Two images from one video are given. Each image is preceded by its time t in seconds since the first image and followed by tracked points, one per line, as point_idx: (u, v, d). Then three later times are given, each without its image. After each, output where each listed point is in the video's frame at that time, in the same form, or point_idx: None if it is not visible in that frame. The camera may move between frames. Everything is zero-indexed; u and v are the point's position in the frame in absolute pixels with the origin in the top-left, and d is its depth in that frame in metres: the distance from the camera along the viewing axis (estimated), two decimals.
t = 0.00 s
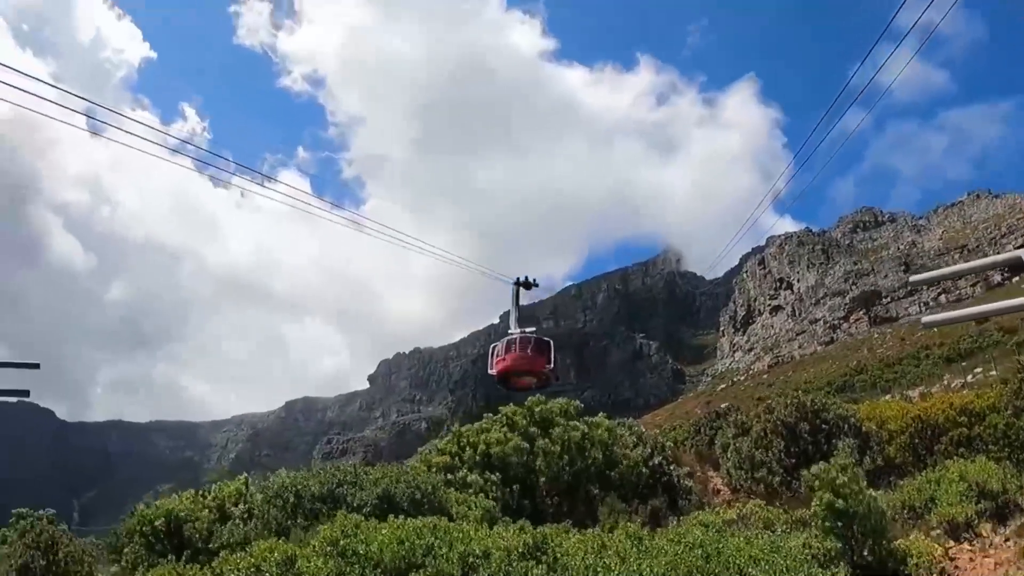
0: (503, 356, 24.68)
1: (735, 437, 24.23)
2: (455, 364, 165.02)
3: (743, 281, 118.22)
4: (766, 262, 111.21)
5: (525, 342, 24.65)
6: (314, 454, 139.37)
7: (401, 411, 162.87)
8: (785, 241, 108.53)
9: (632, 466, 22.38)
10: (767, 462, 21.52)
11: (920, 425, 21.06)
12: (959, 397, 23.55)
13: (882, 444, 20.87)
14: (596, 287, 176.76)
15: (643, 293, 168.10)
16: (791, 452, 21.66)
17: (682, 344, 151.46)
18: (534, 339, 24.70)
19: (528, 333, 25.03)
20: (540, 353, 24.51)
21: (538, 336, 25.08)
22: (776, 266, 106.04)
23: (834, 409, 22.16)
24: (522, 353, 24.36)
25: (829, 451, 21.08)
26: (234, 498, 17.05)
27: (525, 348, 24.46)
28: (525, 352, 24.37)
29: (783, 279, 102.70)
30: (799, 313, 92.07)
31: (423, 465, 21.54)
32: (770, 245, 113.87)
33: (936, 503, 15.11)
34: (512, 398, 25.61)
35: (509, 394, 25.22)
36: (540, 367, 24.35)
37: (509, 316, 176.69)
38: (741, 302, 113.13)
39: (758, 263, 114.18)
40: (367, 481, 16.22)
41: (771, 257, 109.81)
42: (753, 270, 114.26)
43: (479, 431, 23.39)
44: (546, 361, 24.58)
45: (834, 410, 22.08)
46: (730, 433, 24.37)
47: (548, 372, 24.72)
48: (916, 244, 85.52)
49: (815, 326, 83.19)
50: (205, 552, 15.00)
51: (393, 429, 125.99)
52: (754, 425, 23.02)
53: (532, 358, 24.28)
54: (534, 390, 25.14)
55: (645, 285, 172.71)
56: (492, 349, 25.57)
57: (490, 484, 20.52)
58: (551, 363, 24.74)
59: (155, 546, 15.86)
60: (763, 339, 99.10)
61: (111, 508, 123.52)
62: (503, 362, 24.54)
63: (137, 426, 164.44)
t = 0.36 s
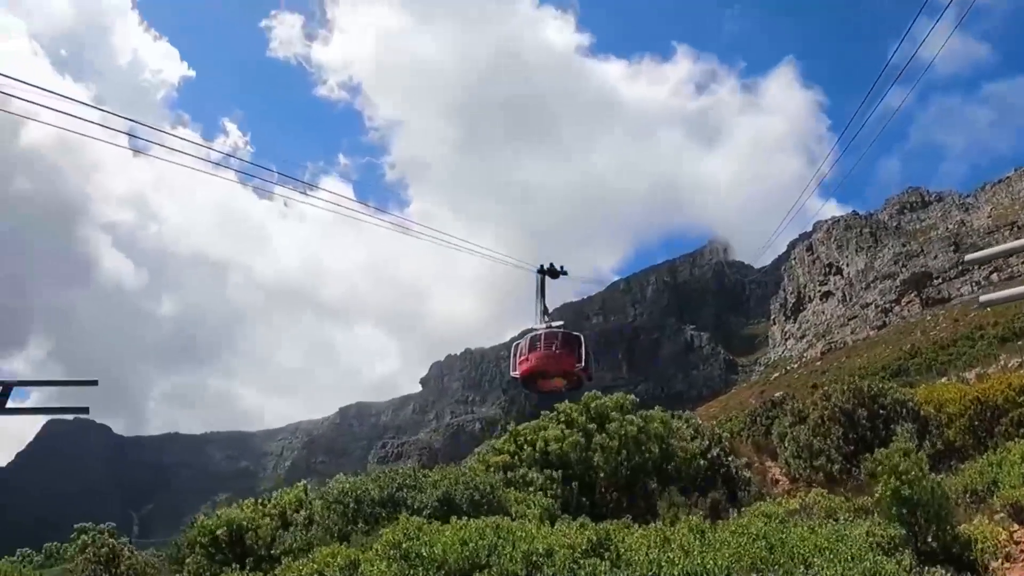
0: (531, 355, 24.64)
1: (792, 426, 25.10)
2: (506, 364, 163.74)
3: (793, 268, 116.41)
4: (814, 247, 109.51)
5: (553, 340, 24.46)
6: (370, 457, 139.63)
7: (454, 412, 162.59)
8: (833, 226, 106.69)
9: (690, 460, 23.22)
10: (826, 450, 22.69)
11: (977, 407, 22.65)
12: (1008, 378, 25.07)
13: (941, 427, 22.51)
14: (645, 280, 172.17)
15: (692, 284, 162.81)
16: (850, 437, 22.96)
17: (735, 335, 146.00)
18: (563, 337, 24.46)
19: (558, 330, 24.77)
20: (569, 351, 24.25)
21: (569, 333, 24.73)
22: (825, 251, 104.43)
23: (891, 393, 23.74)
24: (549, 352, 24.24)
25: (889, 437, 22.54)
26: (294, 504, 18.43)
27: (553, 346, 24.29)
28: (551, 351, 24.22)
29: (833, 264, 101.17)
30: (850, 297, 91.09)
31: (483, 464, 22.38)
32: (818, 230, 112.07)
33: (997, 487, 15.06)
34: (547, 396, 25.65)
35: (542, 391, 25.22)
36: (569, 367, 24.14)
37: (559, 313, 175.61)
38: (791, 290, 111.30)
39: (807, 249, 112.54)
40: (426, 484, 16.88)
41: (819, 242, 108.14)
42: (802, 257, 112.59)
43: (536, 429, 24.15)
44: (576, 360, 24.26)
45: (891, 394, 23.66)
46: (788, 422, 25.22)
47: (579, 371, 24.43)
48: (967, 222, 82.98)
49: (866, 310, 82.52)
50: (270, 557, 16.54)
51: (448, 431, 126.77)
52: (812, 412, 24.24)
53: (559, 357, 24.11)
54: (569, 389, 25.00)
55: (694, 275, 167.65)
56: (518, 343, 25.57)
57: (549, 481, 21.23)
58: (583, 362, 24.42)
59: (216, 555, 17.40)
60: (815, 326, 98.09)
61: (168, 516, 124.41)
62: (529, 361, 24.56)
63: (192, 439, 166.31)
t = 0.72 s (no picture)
0: (545, 360, 23.91)
1: (844, 421, 25.41)
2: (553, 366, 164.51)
3: (839, 259, 114.22)
4: (860, 239, 107.38)
5: (565, 345, 23.84)
6: (420, 462, 140.33)
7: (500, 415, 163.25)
8: (879, 216, 104.40)
9: (741, 457, 24.08)
10: (878, 445, 23.12)
11: None
12: None
13: (994, 419, 22.75)
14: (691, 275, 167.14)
15: (738, 278, 156.97)
16: (902, 431, 23.16)
17: (782, 328, 140.12)
18: (576, 341, 23.79)
19: (570, 333, 24.12)
20: (583, 356, 23.58)
21: (583, 335, 24.03)
22: (870, 242, 102.35)
23: (942, 384, 23.86)
24: (560, 358, 23.66)
25: (941, 430, 22.80)
26: (347, 511, 19.97)
27: (566, 351, 23.64)
28: (562, 357, 23.63)
29: (879, 256, 99.12)
30: (897, 289, 89.63)
31: (535, 466, 24.17)
32: (863, 222, 109.79)
33: None
34: (565, 400, 25.16)
35: (558, 396, 24.74)
36: (583, 374, 23.52)
37: (606, 314, 174.59)
38: (838, 283, 109.40)
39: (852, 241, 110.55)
40: (478, 488, 17.54)
41: (864, 233, 105.91)
42: (847, 248, 110.49)
43: (587, 430, 25.79)
44: (591, 365, 23.60)
45: (943, 386, 23.77)
46: (839, 417, 25.55)
47: (595, 376, 23.76)
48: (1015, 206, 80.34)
49: (914, 301, 81.34)
50: (324, 565, 18.40)
51: (495, 434, 127.43)
52: (863, 407, 24.52)
53: (571, 364, 23.48)
54: (587, 394, 24.44)
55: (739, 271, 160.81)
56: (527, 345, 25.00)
57: (599, 483, 23.12)
58: (599, 366, 23.76)
59: (270, 562, 19.93)
60: (863, 318, 96.48)
61: (219, 534, 124.18)
62: (540, 367, 24.01)
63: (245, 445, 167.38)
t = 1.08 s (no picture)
0: (538, 369, 22.31)
1: (878, 419, 25.46)
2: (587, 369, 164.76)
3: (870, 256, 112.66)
4: (889, 234, 105.87)
5: (558, 352, 22.27)
6: (455, 468, 140.34)
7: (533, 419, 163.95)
8: (909, 211, 102.91)
9: (777, 456, 24.35)
10: (914, 442, 23.30)
11: None
12: None
13: None
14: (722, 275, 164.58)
15: (769, 276, 154.77)
16: (937, 429, 23.26)
17: (814, 327, 137.56)
18: (570, 348, 22.21)
19: (564, 338, 22.52)
20: (579, 365, 21.97)
21: (578, 341, 22.42)
22: (901, 237, 100.94)
23: (978, 380, 23.68)
24: (553, 368, 22.05)
25: (977, 426, 22.68)
26: (382, 517, 20.93)
27: (559, 359, 22.02)
28: (555, 367, 22.02)
29: (910, 251, 97.77)
30: (929, 284, 88.58)
31: (569, 470, 24.54)
32: (893, 216, 108.16)
33: None
34: (563, 410, 23.55)
35: (554, 407, 23.16)
36: (579, 385, 21.94)
37: (637, 316, 174.11)
38: (869, 279, 107.96)
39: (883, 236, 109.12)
40: (514, 493, 18.75)
41: (895, 228, 104.30)
42: (878, 244, 108.99)
43: (620, 433, 26.17)
44: (588, 374, 21.98)
45: (978, 381, 23.62)
46: (874, 415, 25.61)
47: (593, 386, 22.13)
48: None
49: (947, 296, 80.43)
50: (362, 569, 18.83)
51: (529, 440, 127.58)
52: (897, 404, 24.65)
53: (565, 374, 21.91)
54: (584, 403, 22.87)
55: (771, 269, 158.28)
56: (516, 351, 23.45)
57: (636, 486, 23.39)
58: (597, 375, 22.12)
59: (307, 569, 20.09)
60: (896, 314, 95.18)
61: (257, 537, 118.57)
62: (531, 377, 22.44)
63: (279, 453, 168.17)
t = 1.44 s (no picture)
0: (507, 374, 19.03)
1: (900, 414, 25.32)
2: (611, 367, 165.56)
3: (889, 250, 111.78)
4: (908, 228, 104.99)
5: (532, 354, 19.06)
6: (476, 469, 140.42)
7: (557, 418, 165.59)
8: (927, 204, 102.11)
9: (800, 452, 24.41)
10: (935, 436, 23.15)
11: None
12: None
13: None
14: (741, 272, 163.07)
15: (788, 273, 154.09)
16: (959, 423, 23.18)
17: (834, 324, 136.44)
18: (546, 348, 18.98)
19: (539, 336, 19.33)
20: (555, 370, 18.65)
21: (555, 340, 19.20)
22: (920, 230, 100.14)
23: (1000, 374, 23.63)
24: (525, 373, 18.78)
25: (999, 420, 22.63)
26: (405, 518, 21.08)
27: (531, 362, 18.80)
28: (528, 371, 18.75)
29: (930, 245, 96.95)
30: (948, 278, 87.94)
31: (592, 469, 24.97)
32: (912, 210, 107.17)
33: None
34: (542, 424, 20.22)
35: (531, 420, 19.85)
36: (556, 392, 18.57)
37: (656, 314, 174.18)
38: (888, 274, 106.81)
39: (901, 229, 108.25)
40: (536, 493, 18.77)
41: (913, 222, 103.38)
42: (897, 237, 108.14)
43: (641, 431, 26.45)
44: (567, 379, 18.63)
45: (1000, 376, 23.58)
46: (896, 410, 25.47)
47: (574, 393, 18.73)
48: None
49: (967, 290, 79.83)
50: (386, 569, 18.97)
51: (549, 440, 127.60)
52: (919, 399, 24.52)
53: (539, 379, 18.59)
54: (565, 415, 19.50)
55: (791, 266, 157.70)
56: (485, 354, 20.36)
57: (658, 485, 23.63)
58: (579, 381, 18.76)
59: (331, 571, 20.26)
60: (915, 309, 94.06)
61: (280, 542, 118.00)
62: (498, 385, 19.16)
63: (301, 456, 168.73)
